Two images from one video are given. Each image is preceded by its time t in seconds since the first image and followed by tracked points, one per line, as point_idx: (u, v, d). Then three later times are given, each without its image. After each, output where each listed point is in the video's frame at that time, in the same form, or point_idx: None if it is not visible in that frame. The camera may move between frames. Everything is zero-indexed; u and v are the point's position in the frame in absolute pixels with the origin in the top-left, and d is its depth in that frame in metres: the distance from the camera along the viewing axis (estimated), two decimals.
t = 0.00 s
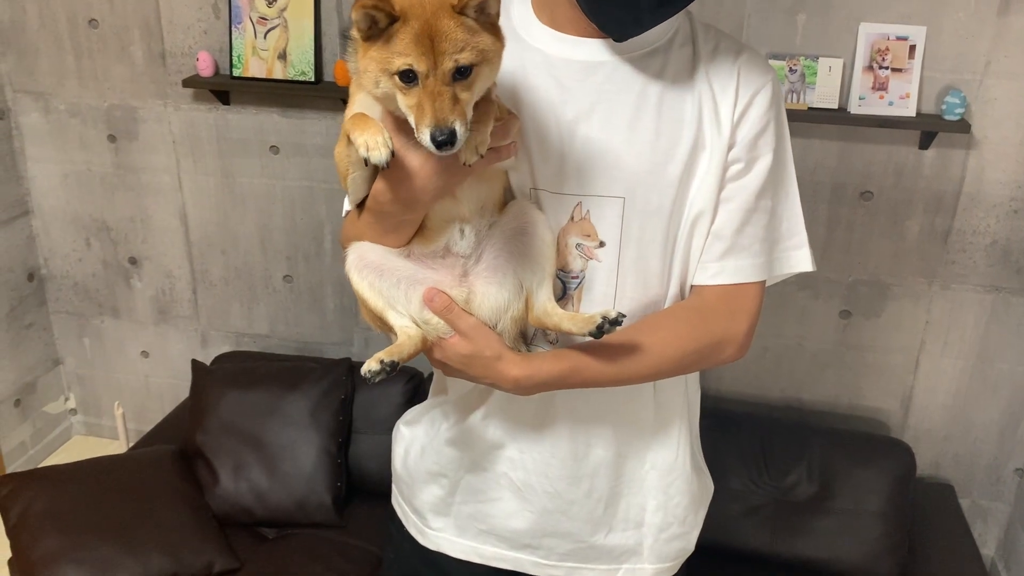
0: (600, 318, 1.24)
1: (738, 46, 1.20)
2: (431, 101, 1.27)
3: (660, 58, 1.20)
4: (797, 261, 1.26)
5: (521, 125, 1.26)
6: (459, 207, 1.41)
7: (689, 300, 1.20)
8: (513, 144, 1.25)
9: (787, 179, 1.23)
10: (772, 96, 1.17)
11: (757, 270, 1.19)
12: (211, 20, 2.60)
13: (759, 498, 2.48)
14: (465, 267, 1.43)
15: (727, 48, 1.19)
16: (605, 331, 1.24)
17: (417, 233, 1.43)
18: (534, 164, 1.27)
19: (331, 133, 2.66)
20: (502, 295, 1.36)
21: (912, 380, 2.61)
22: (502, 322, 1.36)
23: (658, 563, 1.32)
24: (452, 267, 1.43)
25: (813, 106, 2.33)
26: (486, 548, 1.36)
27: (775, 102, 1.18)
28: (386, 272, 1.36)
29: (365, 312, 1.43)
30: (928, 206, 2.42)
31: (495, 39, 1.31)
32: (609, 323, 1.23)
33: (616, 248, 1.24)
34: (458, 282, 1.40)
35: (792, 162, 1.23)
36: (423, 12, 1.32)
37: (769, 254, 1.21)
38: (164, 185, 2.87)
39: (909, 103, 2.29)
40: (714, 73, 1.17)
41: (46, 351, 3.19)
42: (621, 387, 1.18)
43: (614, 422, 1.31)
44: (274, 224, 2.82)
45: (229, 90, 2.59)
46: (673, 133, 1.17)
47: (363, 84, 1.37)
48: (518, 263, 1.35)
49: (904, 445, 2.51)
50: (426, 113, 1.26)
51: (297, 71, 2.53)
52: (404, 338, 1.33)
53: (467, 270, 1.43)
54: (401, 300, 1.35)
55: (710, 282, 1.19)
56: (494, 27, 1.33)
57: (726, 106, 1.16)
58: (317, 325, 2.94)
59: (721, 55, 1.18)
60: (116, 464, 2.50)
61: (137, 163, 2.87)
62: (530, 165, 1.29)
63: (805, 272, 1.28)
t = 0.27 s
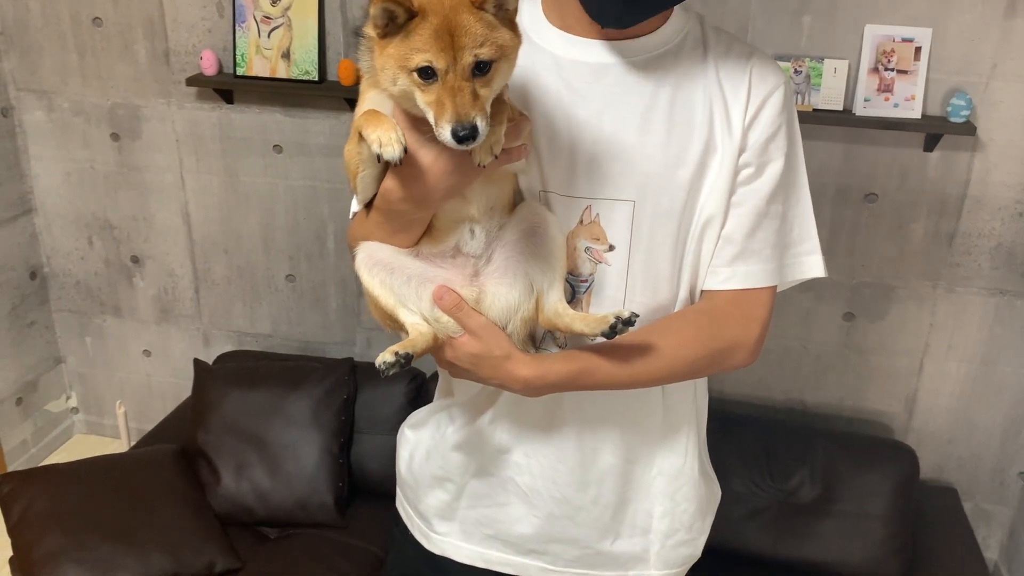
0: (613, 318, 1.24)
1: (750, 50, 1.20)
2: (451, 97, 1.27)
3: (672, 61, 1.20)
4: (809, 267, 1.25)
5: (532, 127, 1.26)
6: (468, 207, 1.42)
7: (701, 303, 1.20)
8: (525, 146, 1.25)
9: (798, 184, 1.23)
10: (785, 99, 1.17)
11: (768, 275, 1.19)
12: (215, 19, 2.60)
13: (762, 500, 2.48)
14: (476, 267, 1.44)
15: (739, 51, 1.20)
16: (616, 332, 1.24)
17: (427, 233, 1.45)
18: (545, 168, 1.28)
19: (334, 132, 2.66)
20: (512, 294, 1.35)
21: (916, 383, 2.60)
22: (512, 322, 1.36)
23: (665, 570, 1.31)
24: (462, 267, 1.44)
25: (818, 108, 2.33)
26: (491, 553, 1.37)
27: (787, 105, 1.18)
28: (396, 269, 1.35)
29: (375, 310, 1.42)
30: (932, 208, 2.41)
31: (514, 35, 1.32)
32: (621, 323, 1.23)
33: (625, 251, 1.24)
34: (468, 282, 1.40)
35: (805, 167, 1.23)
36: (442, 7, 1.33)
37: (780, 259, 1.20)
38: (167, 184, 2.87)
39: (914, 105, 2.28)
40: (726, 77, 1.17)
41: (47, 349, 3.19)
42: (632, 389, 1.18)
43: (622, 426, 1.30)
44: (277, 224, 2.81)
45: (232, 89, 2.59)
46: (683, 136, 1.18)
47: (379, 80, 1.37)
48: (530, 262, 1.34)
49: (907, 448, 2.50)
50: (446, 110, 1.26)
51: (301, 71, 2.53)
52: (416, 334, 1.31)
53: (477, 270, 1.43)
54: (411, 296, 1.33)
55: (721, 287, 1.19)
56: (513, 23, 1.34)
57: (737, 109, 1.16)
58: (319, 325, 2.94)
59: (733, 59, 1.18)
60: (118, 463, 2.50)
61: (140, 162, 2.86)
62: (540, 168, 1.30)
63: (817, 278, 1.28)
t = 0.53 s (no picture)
0: (628, 323, 1.22)
1: (760, 55, 1.20)
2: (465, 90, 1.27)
3: (681, 68, 1.20)
4: (822, 273, 1.24)
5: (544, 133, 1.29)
6: (480, 207, 1.40)
7: (713, 310, 1.21)
8: (537, 143, 1.24)
9: (812, 189, 1.22)
10: (795, 104, 1.17)
11: (778, 283, 1.19)
12: (218, 21, 2.59)
13: (764, 505, 2.47)
14: (488, 269, 1.43)
15: (749, 56, 1.20)
16: (632, 337, 1.22)
17: (439, 232, 1.43)
18: (556, 174, 1.31)
19: (337, 135, 2.65)
20: (524, 298, 1.35)
21: (919, 388, 2.59)
22: (523, 326, 1.35)
23: None
24: (474, 268, 1.43)
25: (822, 112, 2.32)
26: (497, 562, 1.37)
27: (797, 111, 1.18)
28: (410, 268, 1.34)
29: (386, 309, 1.40)
30: (937, 214, 2.40)
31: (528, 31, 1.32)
32: (637, 328, 1.21)
33: (633, 259, 1.25)
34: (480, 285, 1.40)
35: (817, 172, 1.22)
36: (456, 3, 1.34)
37: (791, 267, 1.20)
38: (170, 185, 2.87)
39: (919, 110, 2.27)
40: (735, 83, 1.18)
41: (49, 351, 3.19)
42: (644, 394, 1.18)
43: (628, 434, 1.30)
44: (279, 226, 2.81)
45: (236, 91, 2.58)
46: (692, 143, 1.19)
47: (392, 76, 1.37)
48: (544, 267, 1.34)
49: (911, 454, 2.49)
50: (460, 104, 1.25)
51: (304, 73, 2.53)
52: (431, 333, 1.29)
53: (490, 272, 1.43)
54: (426, 298, 1.34)
55: (731, 295, 1.20)
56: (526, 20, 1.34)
57: (747, 115, 1.16)
58: (321, 327, 2.93)
59: (742, 65, 1.19)
60: (119, 466, 2.49)
61: (142, 163, 2.86)
62: (550, 172, 1.32)
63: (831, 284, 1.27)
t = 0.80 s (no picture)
0: (651, 336, 1.22)
1: (766, 65, 1.23)
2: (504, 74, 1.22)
3: (689, 78, 1.23)
4: (826, 282, 1.27)
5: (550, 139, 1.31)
6: (497, 209, 1.39)
7: (720, 315, 1.23)
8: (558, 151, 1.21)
9: (817, 198, 1.24)
10: (800, 113, 1.20)
11: (783, 291, 1.22)
12: (221, 25, 2.59)
13: (767, 515, 2.45)
14: (502, 274, 1.42)
15: (755, 66, 1.23)
16: (654, 350, 1.21)
17: (453, 236, 1.42)
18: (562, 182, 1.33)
19: (340, 140, 2.65)
20: (538, 304, 1.34)
21: (923, 397, 2.58)
22: (535, 331, 1.36)
23: None
24: (488, 272, 1.42)
25: (826, 120, 2.31)
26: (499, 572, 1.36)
27: (804, 119, 1.21)
28: (421, 276, 1.32)
29: (396, 316, 1.39)
30: (941, 222, 2.39)
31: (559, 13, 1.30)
32: (660, 342, 1.21)
33: (639, 266, 1.28)
34: (494, 289, 1.39)
35: (823, 181, 1.25)
36: None
37: (795, 275, 1.23)
38: (172, 190, 2.86)
39: (923, 118, 2.27)
40: (742, 92, 1.21)
41: (49, 355, 3.17)
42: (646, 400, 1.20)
43: (633, 442, 1.29)
44: (281, 231, 2.80)
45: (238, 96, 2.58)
46: (699, 151, 1.22)
47: (422, 66, 1.31)
48: (560, 271, 1.32)
49: (915, 464, 2.47)
50: (499, 87, 1.20)
51: (306, 78, 2.52)
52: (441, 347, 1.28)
53: (504, 277, 1.42)
54: (439, 305, 1.31)
55: (736, 304, 1.22)
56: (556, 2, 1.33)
57: (753, 123, 1.19)
58: (322, 333, 2.92)
59: (749, 74, 1.22)
60: (119, 471, 2.48)
61: (144, 167, 2.85)
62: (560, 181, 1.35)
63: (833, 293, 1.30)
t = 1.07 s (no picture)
0: (659, 341, 1.20)
1: (774, 72, 1.22)
2: (503, 96, 1.17)
3: (697, 84, 1.22)
4: (834, 290, 1.26)
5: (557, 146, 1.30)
6: (499, 217, 1.33)
7: (728, 325, 1.22)
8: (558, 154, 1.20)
9: (824, 206, 1.24)
10: (809, 119, 1.19)
11: (791, 299, 1.21)
12: (223, 30, 2.58)
13: (772, 525, 2.44)
14: (506, 283, 1.36)
15: (763, 72, 1.22)
16: (662, 354, 1.20)
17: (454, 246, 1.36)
18: (568, 190, 1.31)
19: (342, 146, 2.63)
20: (543, 312, 1.30)
21: (928, 406, 2.56)
22: (541, 340, 1.32)
23: None
24: (491, 283, 1.36)
25: (831, 127, 2.29)
26: None
27: (812, 126, 1.20)
28: (425, 285, 1.29)
29: (401, 328, 1.35)
30: (946, 230, 2.38)
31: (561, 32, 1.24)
32: (668, 346, 1.19)
33: (647, 274, 1.27)
34: (498, 299, 1.34)
35: (830, 189, 1.24)
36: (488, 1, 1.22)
37: (804, 283, 1.22)
38: (173, 196, 2.85)
39: (929, 125, 2.25)
40: (750, 98, 1.20)
41: (49, 361, 3.16)
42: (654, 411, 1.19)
43: (636, 455, 1.32)
44: (282, 237, 2.79)
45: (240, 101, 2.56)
46: (707, 157, 1.20)
47: (419, 84, 1.25)
48: (565, 280, 1.28)
49: (920, 473, 2.45)
50: (498, 110, 1.15)
51: (309, 83, 2.51)
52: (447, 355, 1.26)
53: (508, 287, 1.36)
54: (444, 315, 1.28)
55: (744, 312, 1.22)
56: (559, 20, 1.26)
57: (762, 130, 1.18)
58: (324, 340, 2.91)
59: (757, 80, 1.21)
60: (119, 479, 2.46)
61: (145, 173, 2.84)
62: (564, 186, 1.31)
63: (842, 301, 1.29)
